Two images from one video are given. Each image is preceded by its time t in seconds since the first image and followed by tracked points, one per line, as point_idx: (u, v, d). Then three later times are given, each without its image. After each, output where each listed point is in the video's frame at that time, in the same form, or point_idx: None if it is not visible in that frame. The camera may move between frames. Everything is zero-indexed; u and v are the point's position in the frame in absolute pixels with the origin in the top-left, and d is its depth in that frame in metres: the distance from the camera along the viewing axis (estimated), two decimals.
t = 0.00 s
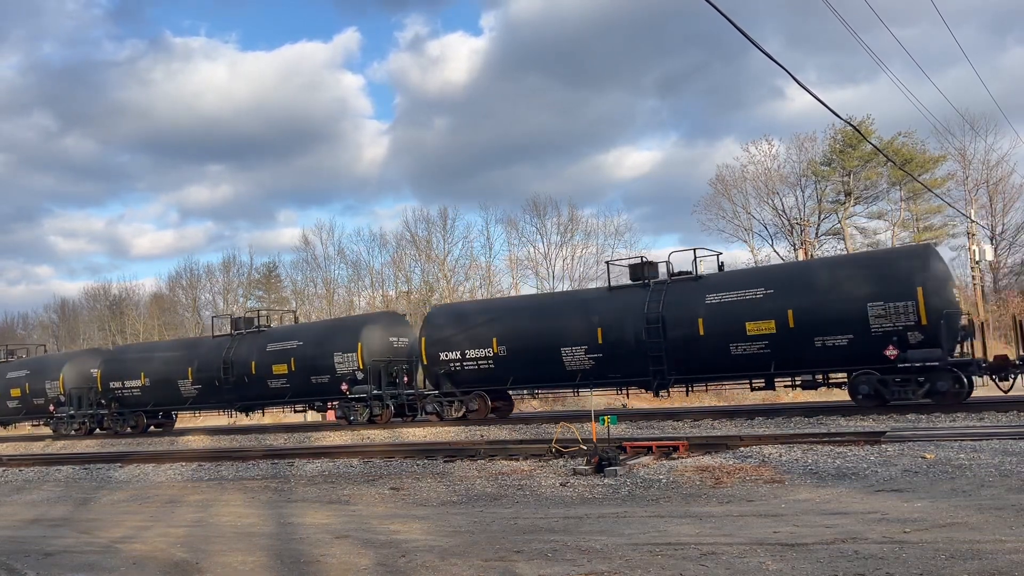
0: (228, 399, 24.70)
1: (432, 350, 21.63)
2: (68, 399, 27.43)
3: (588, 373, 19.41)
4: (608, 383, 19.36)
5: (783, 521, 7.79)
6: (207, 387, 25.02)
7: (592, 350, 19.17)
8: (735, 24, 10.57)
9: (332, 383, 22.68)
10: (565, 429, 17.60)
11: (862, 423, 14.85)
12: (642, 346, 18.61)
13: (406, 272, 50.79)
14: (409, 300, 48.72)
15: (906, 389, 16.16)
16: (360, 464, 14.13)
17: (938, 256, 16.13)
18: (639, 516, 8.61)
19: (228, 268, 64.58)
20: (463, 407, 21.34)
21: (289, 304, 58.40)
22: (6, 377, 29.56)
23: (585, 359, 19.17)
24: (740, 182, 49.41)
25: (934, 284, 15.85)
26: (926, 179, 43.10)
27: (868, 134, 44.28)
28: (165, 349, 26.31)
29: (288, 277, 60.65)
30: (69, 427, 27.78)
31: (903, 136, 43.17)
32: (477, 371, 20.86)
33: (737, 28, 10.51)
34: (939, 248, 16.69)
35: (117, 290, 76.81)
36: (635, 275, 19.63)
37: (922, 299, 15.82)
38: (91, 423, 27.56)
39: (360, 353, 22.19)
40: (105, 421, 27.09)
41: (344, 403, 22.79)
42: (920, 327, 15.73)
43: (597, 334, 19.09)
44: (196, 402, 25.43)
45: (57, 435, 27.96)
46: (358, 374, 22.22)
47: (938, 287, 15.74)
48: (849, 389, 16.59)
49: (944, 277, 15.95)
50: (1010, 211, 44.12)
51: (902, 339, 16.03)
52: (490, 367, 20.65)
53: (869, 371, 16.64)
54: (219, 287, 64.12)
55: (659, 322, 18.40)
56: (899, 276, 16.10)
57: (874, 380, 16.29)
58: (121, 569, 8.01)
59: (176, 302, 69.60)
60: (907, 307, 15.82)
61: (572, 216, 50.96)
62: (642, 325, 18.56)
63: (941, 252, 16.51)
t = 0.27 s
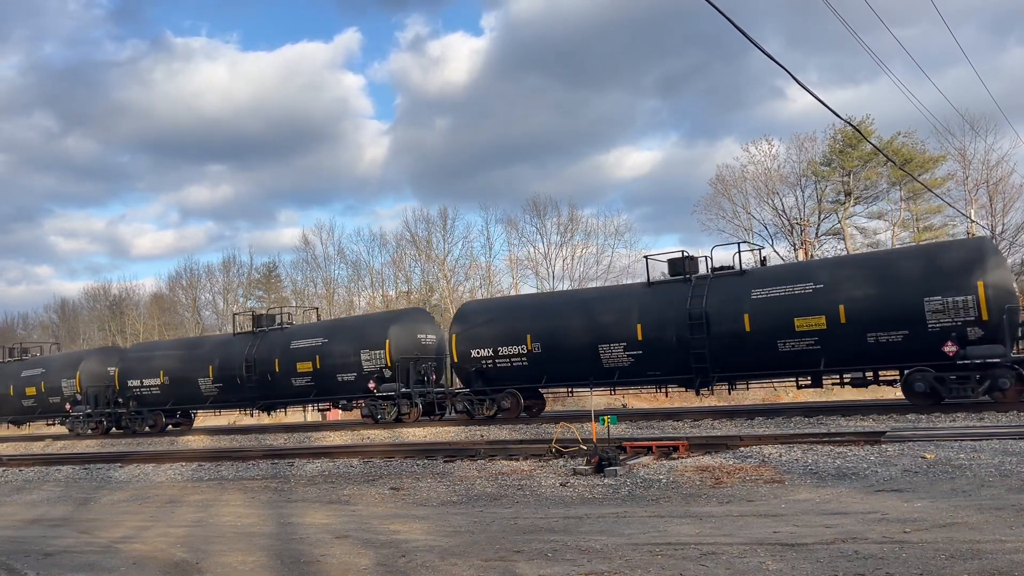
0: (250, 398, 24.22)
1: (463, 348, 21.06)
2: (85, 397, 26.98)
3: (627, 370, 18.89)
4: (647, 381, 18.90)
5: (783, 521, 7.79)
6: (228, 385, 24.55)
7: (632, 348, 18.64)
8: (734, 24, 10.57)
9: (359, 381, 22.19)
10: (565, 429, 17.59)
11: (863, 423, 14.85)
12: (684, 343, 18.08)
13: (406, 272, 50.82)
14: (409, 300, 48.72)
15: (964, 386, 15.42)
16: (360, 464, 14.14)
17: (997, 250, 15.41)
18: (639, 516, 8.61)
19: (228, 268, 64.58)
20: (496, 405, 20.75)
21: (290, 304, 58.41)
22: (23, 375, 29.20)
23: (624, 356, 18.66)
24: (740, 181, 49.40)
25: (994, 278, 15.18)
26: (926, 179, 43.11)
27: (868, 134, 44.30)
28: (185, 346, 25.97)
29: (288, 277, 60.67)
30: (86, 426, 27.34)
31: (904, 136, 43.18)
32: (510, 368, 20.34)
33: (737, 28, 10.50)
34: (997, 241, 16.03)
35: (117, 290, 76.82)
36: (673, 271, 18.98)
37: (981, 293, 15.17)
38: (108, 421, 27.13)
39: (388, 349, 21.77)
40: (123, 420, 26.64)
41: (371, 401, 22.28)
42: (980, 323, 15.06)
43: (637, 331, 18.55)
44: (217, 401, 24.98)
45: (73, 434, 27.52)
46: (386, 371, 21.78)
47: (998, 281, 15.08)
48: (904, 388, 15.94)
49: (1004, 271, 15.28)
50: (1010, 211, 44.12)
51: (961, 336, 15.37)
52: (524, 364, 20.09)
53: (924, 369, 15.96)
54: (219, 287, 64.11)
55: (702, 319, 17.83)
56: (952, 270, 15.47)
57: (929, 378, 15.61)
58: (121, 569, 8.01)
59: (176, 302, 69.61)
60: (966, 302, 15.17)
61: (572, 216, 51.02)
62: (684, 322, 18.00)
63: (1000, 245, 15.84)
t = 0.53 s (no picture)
0: (273, 397, 23.75)
1: (496, 345, 20.50)
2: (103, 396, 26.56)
3: (668, 368, 18.33)
4: (689, 379, 18.31)
5: (783, 521, 7.79)
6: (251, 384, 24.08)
7: (673, 345, 18.10)
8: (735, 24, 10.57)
9: (387, 379, 21.72)
10: (565, 428, 17.58)
11: (862, 423, 14.85)
12: (729, 340, 17.52)
13: (406, 272, 50.84)
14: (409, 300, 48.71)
15: None
16: (360, 464, 14.13)
17: None
18: (639, 516, 8.61)
19: (228, 268, 64.58)
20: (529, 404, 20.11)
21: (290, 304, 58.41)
22: (39, 373, 28.80)
23: (666, 353, 18.11)
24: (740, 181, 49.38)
25: None
26: (926, 179, 43.10)
27: (868, 134, 44.29)
28: (204, 345, 25.59)
29: (288, 277, 60.69)
30: (104, 426, 26.94)
31: (904, 136, 43.18)
32: (545, 366, 19.78)
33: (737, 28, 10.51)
34: None
35: (117, 290, 76.81)
36: (715, 264, 18.44)
37: None
38: (127, 420, 26.73)
39: (417, 346, 21.25)
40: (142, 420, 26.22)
41: (400, 400, 21.80)
42: None
43: (679, 328, 18.00)
44: (238, 400, 24.53)
45: (90, 434, 27.08)
46: (416, 368, 21.28)
47: None
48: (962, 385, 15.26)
49: None
50: (1010, 211, 44.12)
51: None
52: (559, 361, 19.53)
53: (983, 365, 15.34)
54: (219, 286, 64.12)
55: (748, 315, 17.28)
56: (1003, 260, 14.99)
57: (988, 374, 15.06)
58: (121, 569, 8.01)
59: (176, 302, 69.62)
60: None
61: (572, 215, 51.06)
62: (729, 318, 17.45)
63: None
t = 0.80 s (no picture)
0: (298, 395, 23.40)
1: (530, 341, 20.05)
2: (121, 394, 26.22)
3: (711, 365, 17.81)
4: (734, 377, 17.73)
5: (783, 520, 7.79)
6: (273, 382, 23.78)
7: (718, 341, 17.56)
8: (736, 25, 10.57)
9: (415, 377, 21.32)
10: (565, 428, 17.59)
11: (862, 423, 14.85)
12: (777, 336, 16.94)
13: (406, 272, 50.85)
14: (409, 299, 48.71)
15: None
16: (360, 464, 14.13)
17: None
18: (639, 515, 8.61)
19: (228, 268, 64.55)
20: (563, 402, 19.59)
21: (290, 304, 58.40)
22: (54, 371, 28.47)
23: (709, 350, 17.59)
24: (740, 181, 49.40)
25: None
26: (926, 179, 43.11)
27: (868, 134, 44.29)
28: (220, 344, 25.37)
29: (288, 277, 60.67)
30: (120, 425, 26.53)
31: (904, 136, 43.17)
32: (582, 363, 19.30)
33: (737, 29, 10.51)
34: None
35: (117, 290, 76.77)
36: (760, 259, 17.87)
37: None
38: (144, 419, 26.42)
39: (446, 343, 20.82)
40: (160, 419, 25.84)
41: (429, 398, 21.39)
42: None
43: (723, 323, 17.46)
44: (261, 398, 24.24)
45: (105, 434, 26.60)
46: (445, 365, 20.85)
47: None
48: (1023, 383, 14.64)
49: None
50: (1010, 211, 44.13)
51: None
52: (596, 359, 19.09)
53: None
54: (219, 286, 64.11)
55: (797, 309, 16.71)
56: (1012, 257, 14.92)
57: None
58: (121, 569, 8.01)
59: (176, 302, 69.58)
60: None
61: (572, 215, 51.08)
62: (777, 313, 16.90)
63: None
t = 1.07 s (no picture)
0: (323, 393, 22.95)
1: (565, 339, 19.58)
2: (139, 393, 26.18)
3: (758, 362, 17.29)
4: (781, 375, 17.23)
5: (783, 521, 7.79)
6: (297, 380, 23.38)
7: (765, 338, 17.08)
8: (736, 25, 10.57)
9: (445, 375, 20.89)
10: (565, 428, 17.59)
11: (862, 423, 14.86)
12: (828, 332, 16.43)
13: (406, 272, 50.87)
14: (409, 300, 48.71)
15: None
16: (360, 464, 14.13)
17: None
18: (639, 515, 8.62)
19: (228, 268, 64.54)
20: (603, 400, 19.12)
21: (290, 304, 58.38)
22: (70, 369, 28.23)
23: (756, 347, 17.10)
24: (740, 181, 49.42)
25: None
26: (926, 179, 43.12)
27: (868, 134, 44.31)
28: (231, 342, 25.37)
29: (288, 277, 60.66)
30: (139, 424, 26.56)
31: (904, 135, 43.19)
32: (621, 361, 18.78)
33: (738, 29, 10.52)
34: None
35: (117, 290, 76.75)
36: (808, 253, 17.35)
37: None
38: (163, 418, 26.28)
39: (479, 341, 20.34)
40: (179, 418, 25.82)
41: (461, 397, 20.94)
42: None
43: (772, 319, 16.98)
44: (284, 396, 23.84)
45: (125, 433, 26.75)
46: (478, 364, 20.40)
47: None
48: None
49: None
50: (1010, 211, 44.12)
51: None
52: (636, 356, 18.57)
53: None
54: (219, 286, 64.10)
55: (849, 305, 16.21)
56: (1016, 256, 14.90)
57: None
58: (121, 569, 8.01)
59: (176, 302, 69.56)
60: None
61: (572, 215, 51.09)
62: (828, 309, 16.38)
63: None
